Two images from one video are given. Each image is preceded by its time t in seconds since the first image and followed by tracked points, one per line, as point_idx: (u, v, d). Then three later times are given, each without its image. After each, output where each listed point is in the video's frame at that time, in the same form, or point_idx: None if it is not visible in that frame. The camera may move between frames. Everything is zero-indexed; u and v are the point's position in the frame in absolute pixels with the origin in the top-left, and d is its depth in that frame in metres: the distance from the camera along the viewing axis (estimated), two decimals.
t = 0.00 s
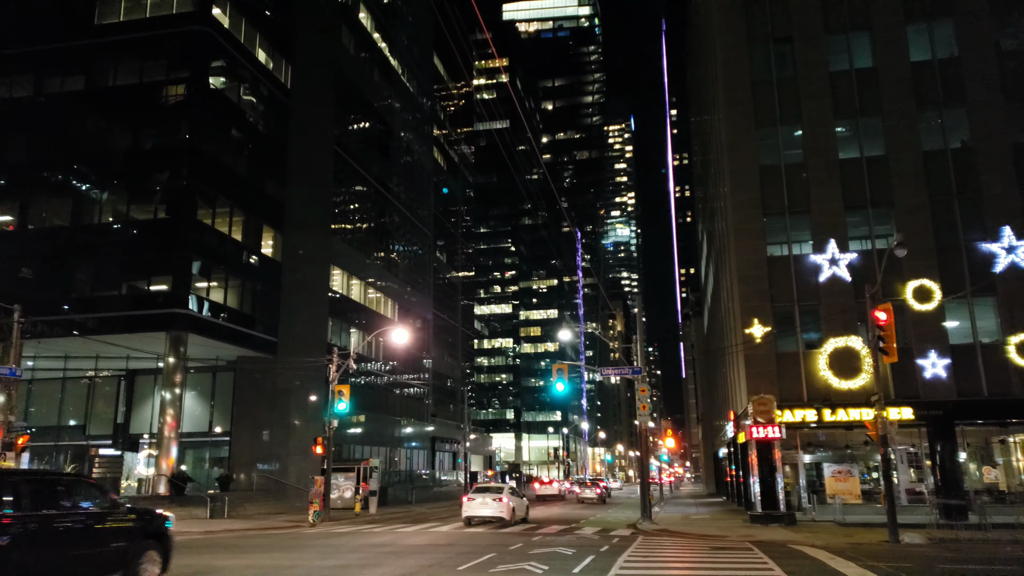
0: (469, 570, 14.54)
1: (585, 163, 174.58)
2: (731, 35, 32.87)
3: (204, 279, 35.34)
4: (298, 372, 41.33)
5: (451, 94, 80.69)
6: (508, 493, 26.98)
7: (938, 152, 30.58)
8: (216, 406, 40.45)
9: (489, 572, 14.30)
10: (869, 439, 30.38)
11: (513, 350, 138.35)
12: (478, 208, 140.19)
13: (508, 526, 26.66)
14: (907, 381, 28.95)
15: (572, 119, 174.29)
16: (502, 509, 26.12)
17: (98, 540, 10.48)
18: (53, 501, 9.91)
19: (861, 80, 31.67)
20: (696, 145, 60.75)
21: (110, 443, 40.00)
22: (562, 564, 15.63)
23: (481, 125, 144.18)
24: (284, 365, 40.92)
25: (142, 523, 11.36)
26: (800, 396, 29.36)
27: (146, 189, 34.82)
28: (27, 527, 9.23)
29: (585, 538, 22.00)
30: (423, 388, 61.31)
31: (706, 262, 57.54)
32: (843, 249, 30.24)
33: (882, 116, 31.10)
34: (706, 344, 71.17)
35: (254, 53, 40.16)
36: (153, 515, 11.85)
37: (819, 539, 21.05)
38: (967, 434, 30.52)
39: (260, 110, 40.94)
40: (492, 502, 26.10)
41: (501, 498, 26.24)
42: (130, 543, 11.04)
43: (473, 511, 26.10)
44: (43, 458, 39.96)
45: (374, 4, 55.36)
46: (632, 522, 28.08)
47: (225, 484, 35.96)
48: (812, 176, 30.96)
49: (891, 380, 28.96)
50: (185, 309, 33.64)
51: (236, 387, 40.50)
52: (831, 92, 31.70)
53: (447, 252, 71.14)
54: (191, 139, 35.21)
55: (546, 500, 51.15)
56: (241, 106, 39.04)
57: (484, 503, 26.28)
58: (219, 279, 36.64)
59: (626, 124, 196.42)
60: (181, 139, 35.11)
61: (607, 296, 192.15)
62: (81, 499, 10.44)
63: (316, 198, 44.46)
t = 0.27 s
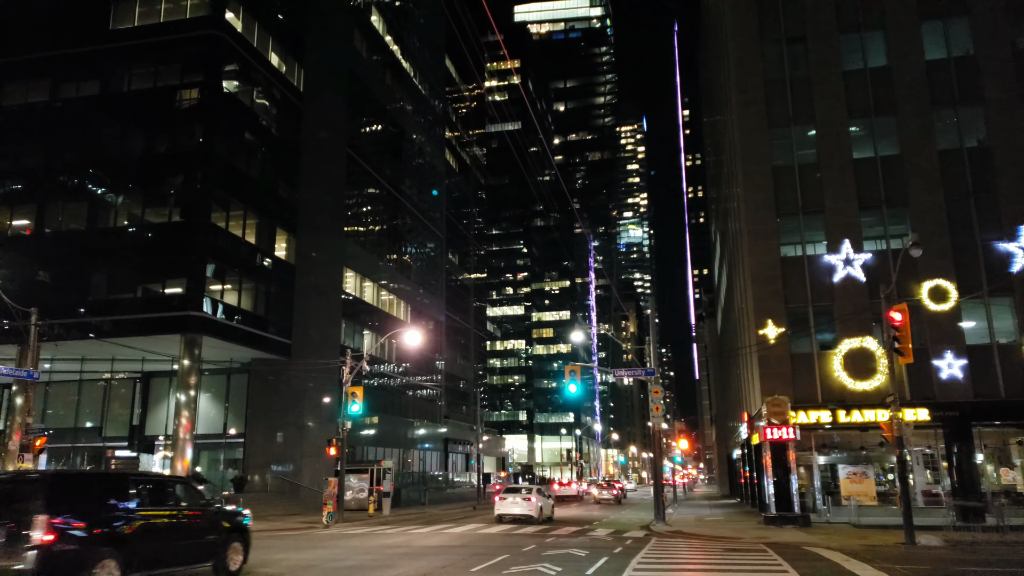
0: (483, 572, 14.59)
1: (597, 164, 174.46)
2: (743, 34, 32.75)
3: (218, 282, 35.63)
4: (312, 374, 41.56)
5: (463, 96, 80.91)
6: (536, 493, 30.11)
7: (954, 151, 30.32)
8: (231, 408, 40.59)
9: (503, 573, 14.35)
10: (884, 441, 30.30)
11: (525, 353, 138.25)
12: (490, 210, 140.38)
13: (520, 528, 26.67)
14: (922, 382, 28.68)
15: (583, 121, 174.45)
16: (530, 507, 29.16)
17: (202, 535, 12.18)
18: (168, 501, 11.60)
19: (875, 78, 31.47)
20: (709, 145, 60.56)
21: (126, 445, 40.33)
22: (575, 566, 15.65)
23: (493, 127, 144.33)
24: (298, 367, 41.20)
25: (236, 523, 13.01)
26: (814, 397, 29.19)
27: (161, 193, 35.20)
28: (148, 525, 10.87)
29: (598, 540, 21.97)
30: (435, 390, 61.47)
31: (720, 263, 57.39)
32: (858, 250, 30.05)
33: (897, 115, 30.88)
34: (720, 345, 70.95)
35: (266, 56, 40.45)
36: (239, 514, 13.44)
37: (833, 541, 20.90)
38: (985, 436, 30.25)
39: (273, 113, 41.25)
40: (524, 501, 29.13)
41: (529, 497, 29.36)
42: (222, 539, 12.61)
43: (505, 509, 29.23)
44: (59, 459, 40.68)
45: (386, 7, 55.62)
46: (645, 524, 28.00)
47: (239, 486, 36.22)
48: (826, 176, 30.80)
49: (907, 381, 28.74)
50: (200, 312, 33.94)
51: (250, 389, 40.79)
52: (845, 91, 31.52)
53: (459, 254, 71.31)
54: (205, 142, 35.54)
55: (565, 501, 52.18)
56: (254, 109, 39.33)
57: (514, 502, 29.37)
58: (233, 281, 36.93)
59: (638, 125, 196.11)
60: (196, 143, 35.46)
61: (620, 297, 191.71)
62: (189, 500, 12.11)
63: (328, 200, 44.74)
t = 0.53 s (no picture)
0: (493, 568, 14.65)
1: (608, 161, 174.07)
2: (754, 30, 32.58)
3: (230, 279, 35.86)
4: (323, 370, 41.77)
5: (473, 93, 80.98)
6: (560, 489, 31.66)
7: (969, 146, 30.07)
8: (242, 405, 41.11)
9: (513, 569, 14.41)
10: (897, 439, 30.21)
11: (536, 349, 138.21)
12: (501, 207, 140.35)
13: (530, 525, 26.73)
14: (935, 380, 28.49)
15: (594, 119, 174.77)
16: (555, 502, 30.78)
17: (273, 522, 14.36)
18: (247, 494, 13.81)
19: (888, 74, 31.22)
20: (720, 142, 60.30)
21: (138, 442, 40.73)
22: (585, 563, 15.69)
23: (503, 124, 144.14)
24: (309, 364, 41.44)
25: (299, 512, 15.17)
26: (826, 394, 29.05)
27: (173, 191, 35.47)
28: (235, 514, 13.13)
29: (609, 537, 21.99)
30: (446, 387, 61.59)
31: (731, 260, 57.21)
32: (870, 247, 29.87)
33: (910, 111, 30.63)
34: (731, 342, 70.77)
35: (277, 54, 40.63)
36: (298, 505, 15.52)
37: (845, 539, 20.81)
38: (1000, 434, 30.15)
39: (284, 111, 41.43)
40: (548, 497, 30.32)
41: (554, 493, 30.94)
42: (287, 526, 14.78)
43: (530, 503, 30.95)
44: (73, 455, 41.16)
45: (397, 4, 55.71)
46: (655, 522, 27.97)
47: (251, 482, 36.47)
48: (838, 173, 30.62)
49: (920, 378, 28.56)
50: (212, 309, 34.20)
51: (262, 385, 41.06)
52: (858, 86, 31.30)
53: (469, 251, 71.39)
54: (217, 140, 35.77)
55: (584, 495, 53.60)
56: (265, 107, 39.52)
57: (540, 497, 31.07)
58: (245, 279, 37.17)
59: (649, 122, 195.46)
60: (208, 140, 35.69)
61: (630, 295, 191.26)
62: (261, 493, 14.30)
63: (339, 198, 44.91)
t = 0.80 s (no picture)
0: (502, 568, 14.67)
1: (616, 161, 173.74)
2: (763, 28, 32.47)
3: (240, 280, 36.05)
4: (332, 370, 41.96)
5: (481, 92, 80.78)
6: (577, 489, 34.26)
7: (980, 144, 29.87)
8: (252, 404, 41.21)
9: (522, 569, 14.43)
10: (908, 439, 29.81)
11: (545, 350, 138.58)
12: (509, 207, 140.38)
13: (539, 525, 26.73)
14: (947, 379, 28.32)
15: (603, 118, 174.44)
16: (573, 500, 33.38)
17: (324, 515, 16.27)
18: (304, 490, 15.75)
19: (898, 72, 31.05)
20: (729, 141, 59.99)
21: (149, 441, 41.05)
22: (595, 563, 15.68)
23: (511, 124, 144.23)
24: (318, 364, 41.60)
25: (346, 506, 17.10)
26: (836, 394, 28.94)
27: (183, 192, 35.71)
28: (296, 509, 15.07)
29: (618, 537, 21.95)
30: (454, 387, 61.65)
31: (740, 259, 56.86)
32: (881, 246, 29.72)
33: (921, 109, 30.44)
34: (741, 342, 70.48)
35: (286, 55, 40.81)
36: (344, 501, 17.56)
37: (856, 539, 20.70)
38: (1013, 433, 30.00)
39: (293, 112, 41.60)
40: (567, 494, 32.98)
41: (572, 492, 33.50)
42: (337, 519, 16.80)
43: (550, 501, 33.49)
44: (85, 454, 41.67)
45: (405, 4, 55.81)
46: (665, 522, 27.90)
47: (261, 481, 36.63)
48: (848, 172, 30.48)
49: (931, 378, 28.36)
50: (222, 310, 34.40)
51: (272, 386, 41.16)
52: (868, 85, 31.13)
53: (477, 252, 71.41)
54: (227, 141, 35.98)
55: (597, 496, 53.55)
56: (274, 107, 39.70)
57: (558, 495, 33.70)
58: (254, 279, 37.37)
59: (657, 121, 194.94)
60: (217, 141, 35.92)
61: (639, 294, 190.87)
62: (316, 490, 16.22)
63: (348, 198, 45.09)
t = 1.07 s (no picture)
0: (514, 567, 14.69)
1: (626, 159, 173.34)
2: (774, 25, 32.28)
3: (251, 280, 36.28)
4: (343, 370, 42.22)
5: (490, 91, 80.78)
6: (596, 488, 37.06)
7: (993, 140, 29.62)
8: (264, 404, 41.42)
9: (534, 569, 14.45)
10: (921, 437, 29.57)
11: (555, 349, 138.12)
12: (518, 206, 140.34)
13: (551, 524, 26.72)
14: (961, 377, 28.05)
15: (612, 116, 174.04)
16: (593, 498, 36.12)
17: (375, 510, 17.79)
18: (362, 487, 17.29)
19: (911, 67, 30.80)
20: (739, 138, 59.71)
21: (162, 441, 41.33)
22: (606, 562, 15.68)
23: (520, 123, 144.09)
24: (329, 364, 41.77)
25: (394, 501, 18.60)
26: (849, 393, 28.76)
27: (195, 193, 35.94)
28: (354, 503, 16.59)
29: (629, 536, 21.92)
30: (465, 386, 61.72)
31: (751, 256, 56.56)
32: (893, 243, 29.47)
33: (933, 105, 30.20)
34: (752, 340, 70.16)
35: (296, 55, 40.98)
36: (394, 499, 18.97)
37: (869, 539, 20.57)
38: None
39: (303, 112, 41.78)
40: (589, 491, 35.75)
41: (592, 490, 36.26)
42: (388, 514, 18.26)
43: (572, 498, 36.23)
44: (99, 454, 42.04)
45: (414, 4, 55.89)
46: (676, 521, 27.83)
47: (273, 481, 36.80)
48: (860, 168, 30.27)
49: (945, 376, 28.12)
50: (233, 310, 34.61)
51: (283, 385, 41.36)
52: (880, 81, 30.90)
53: (487, 251, 71.49)
54: (238, 142, 36.18)
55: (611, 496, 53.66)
56: (284, 108, 39.87)
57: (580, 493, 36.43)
58: (266, 279, 37.57)
59: (667, 119, 194.34)
60: (228, 142, 36.12)
61: (650, 293, 190.33)
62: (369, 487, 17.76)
63: (358, 198, 45.26)
